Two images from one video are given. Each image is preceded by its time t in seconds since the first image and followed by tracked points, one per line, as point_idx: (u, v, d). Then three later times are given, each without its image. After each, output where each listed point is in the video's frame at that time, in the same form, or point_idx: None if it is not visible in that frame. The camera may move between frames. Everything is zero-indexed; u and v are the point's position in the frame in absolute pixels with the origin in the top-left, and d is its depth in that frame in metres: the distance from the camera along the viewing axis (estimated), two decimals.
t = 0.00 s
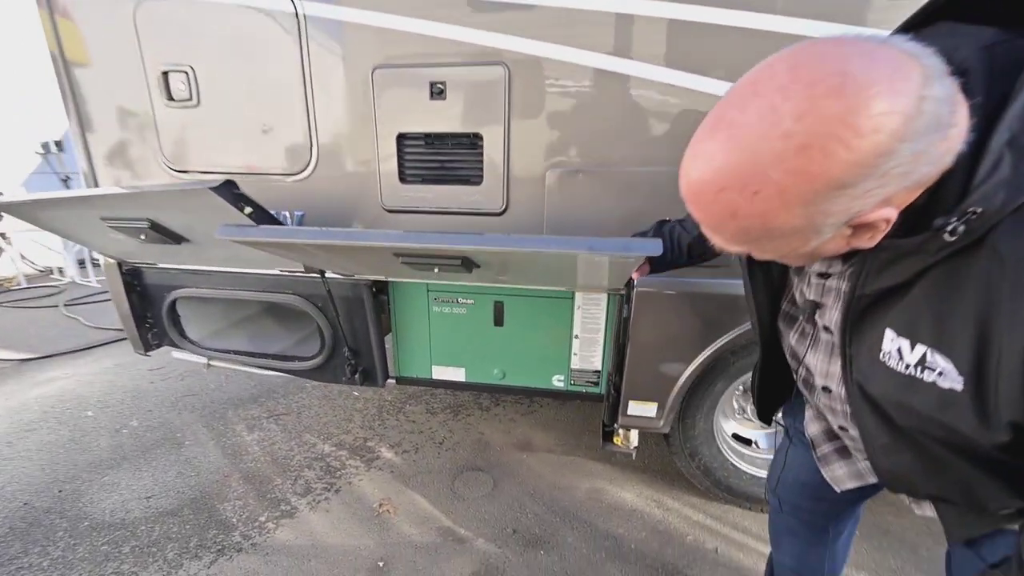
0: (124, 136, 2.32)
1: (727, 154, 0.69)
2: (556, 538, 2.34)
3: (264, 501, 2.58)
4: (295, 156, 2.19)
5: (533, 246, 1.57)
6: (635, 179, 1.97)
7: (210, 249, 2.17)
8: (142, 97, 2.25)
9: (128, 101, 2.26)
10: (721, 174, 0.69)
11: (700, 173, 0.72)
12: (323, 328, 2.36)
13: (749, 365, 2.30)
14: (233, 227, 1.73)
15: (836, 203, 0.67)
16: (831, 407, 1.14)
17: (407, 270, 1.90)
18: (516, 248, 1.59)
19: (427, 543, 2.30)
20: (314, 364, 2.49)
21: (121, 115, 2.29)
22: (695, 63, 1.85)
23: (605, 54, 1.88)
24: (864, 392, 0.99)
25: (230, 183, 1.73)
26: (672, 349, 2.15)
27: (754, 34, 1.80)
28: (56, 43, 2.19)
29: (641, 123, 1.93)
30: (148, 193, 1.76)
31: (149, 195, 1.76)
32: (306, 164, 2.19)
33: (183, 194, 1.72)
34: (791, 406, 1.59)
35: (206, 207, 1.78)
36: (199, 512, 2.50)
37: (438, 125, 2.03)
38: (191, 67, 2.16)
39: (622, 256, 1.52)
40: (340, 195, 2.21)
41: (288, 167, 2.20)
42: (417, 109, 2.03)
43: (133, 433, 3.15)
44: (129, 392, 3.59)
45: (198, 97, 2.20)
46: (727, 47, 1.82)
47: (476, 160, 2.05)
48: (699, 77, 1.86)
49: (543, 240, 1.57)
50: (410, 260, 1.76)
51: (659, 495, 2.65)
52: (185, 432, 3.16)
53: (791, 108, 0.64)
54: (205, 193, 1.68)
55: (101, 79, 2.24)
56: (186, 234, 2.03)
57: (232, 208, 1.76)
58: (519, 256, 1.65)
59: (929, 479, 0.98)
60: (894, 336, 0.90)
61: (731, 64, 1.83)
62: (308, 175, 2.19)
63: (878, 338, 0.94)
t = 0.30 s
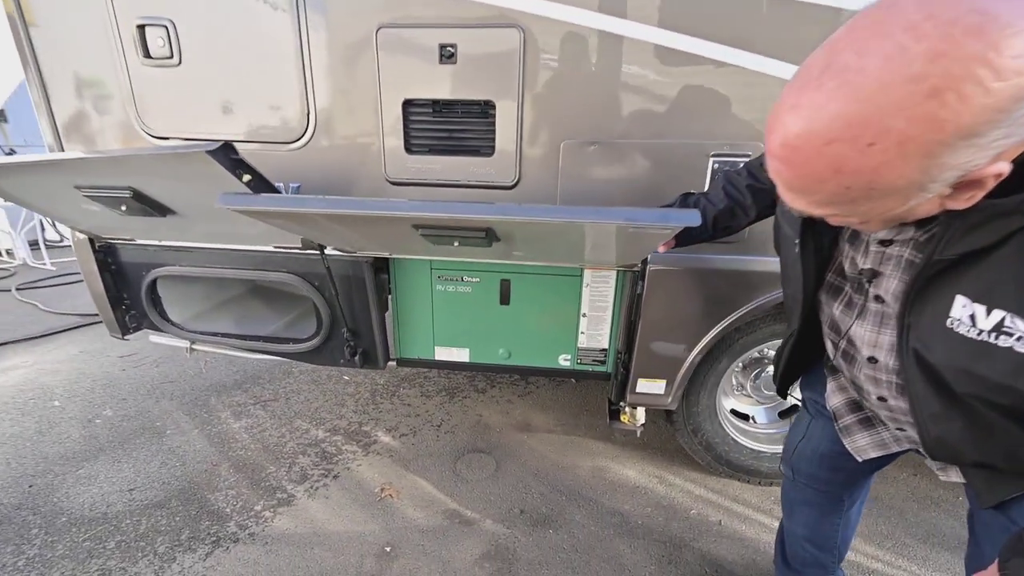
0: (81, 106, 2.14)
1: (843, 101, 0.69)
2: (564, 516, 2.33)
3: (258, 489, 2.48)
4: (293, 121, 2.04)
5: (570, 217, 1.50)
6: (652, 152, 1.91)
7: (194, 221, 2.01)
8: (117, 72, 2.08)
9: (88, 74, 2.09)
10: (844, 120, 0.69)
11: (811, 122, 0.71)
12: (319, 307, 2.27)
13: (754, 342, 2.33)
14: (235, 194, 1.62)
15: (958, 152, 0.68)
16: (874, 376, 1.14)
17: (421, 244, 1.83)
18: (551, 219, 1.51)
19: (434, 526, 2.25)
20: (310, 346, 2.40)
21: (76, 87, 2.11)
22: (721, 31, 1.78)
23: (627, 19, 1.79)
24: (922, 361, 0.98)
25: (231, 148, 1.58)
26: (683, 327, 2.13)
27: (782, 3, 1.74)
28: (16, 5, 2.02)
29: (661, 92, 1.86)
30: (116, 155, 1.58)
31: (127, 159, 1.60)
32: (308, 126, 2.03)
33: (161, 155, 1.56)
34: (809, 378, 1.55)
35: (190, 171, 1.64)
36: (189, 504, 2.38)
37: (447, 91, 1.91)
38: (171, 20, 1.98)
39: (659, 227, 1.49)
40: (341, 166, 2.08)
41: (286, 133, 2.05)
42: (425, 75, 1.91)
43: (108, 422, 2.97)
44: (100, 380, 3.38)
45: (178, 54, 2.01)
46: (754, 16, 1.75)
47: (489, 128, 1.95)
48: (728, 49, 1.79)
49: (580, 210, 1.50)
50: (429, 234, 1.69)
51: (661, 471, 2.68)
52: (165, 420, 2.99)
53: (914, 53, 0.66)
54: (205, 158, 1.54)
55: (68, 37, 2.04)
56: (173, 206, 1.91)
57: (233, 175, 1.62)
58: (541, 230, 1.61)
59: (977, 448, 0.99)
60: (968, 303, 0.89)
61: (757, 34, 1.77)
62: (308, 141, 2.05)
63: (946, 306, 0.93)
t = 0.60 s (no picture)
0: (59, 94, 1.99)
1: (969, 74, 0.70)
2: (574, 518, 2.24)
3: (250, 493, 2.34)
4: (292, 102, 1.90)
5: (608, 203, 1.37)
6: (676, 139, 1.81)
7: (188, 207, 1.86)
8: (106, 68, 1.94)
9: (69, 62, 1.95)
10: (972, 92, 0.70)
11: (928, 102, 0.73)
12: (319, 301, 2.15)
13: (767, 337, 2.24)
14: (240, 176, 1.44)
15: None
16: (938, 374, 1.11)
17: (434, 231, 1.69)
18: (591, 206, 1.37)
19: (440, 531, 2.15)
20: (308, 341, 2.27)
21: (53, 73, 1.96)
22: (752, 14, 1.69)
23: None
24: (1005, 360, 0.94)
25: (235, 126, 1.44)
26: (701, 321, 2.05)
27: None
28: None
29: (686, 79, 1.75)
30: (107, 133, 1.43)
31: (120, 137, 1.45)
32: (309, 110, 1.89)
33: (159, 133, 1.40)
34: (841, 373, 1.47)
35: (196, 155, 1.51)
36: (175, 510, 2.23)
37: (460, 72, 1.79)
38: None
39: (700, 215, 1.38)
40: (343, 151, 1.94)
41: (284, 113, 1.91)
42: (436, 54, 1.78)
43: (84, 422, 2.78)
44: (75, 377, 3.18)
45: (171, 28, 1.86)
46: None
47: (505, 113, 1.83)
48: (761, 35, 1.69)
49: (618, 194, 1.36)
50: (451, 221, 1.56)
51: (669, 470, 2.61)
52: (146, 419, 2.81)
53: None
54: (208, 138, 1.40)
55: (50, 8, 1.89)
56: (169, 192, 1.77)
57: (235, 156, 1.49)
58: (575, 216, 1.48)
59: None
60: None
61: (790, 17, 1.68)
62: (308, 125, 1.91)
63: None
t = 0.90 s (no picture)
0: (53, 100, 1.85)
1: None
2: (605, 522, 2.12)
3: (262, 507, 2.22)
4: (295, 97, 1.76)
5: (660, 188, 1.24)
6: (711, 120, 1.66)
7: (193, 208, 1.73)
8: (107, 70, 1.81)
9: (61, 73, 1.82)
10: None
11: None
12: (330, 303, 2.04)
13: (799, 324, 2.06)
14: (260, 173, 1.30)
15: None
16: None
17: (457, 225, 1.57)
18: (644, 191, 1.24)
19: (465, 541, 2.03)
20: (319, 346, 2.15)
21: (43, 83, 1.84)
22: None
23: None
24: None
25: (251, 118, 1.29)
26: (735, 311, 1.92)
27: None
28: None
29: (725, 56, 1.61)
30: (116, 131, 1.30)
31: (129, 135, 1.32)
32: (315, 107, 1.76)
33: (174, 129, 1.26)
34: (903, 360, 1.35)
35: (213, 153, 1.38)
36: (184, 528, 2.11)
37: (476, 55, 1.65)
38: None
39: (765, 197, 1.24)
40: (349, 146, 1.80)
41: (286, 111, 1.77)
42: (449, 34, 1.64)
43: (85, 437, 2.67)
44: (73, 390, 3.07)
45: (173, 23, 1.72)
46: None
47: (524, 99, 1.69)
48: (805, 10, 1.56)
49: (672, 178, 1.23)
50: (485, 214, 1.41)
51: (697, 466, 2.46)
52: (149, 432, 2.70)
53: None
54: (224, 132, 1.25)
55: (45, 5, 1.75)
56: (178, 194, 1.63)
57: (249, 151, 1.34)
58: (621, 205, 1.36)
59: None
60: None
61: None
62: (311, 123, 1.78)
63: None
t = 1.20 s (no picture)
0: (48, 87, 1.82)
1: None
2: (615, 523, 2.09)
3: (266, 508, 2.19)
4: (300, 87, 1.73)
5: (694, 179, 1.19)
6: (729, 112, 1.63)
7: (198, 203, 1.68)
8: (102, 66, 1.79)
9: (50, 70, 1.80)
10: None
11: None
12: (336, 301, 2.01)
13: (813, 322, 2.06)
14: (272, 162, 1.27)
15: None
16: None
17: (472, 220, 1.54)
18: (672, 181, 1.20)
19: (474, 542, 2.01)
20: (321, 345, 2.10)
21: (31, 81, 1.82)
22: None
23: None
24: None
25: (262, 104, 1.19)
26: (748, 308, 1.91)
27: None
28: None
29: (743, 47, 1.58)
30: (116, 120, 1.22)
31: (129, 124, 1.24)
32: (318, 99, 1.73)
33: (176, 117, 1.18)
34: (931, 356, 1.36)
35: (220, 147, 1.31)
36: (187, 530, 2.08)
37: (490, 46, 1.62)
38: None
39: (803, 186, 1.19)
40: (358, 140, 1.76)
41: (287, 104, 1.74)
42: (461, 24, 1.60)
43: (82, 439, 2.62)
44: (69, 392, 3.02)
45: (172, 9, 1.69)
46: None
47: (539, 88, 1.65)
48: None
49: (707, 167, 1.18)
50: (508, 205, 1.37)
51: (705, 466, 2.44)
52: (148, 434, 2.66)
53: None
54: (233, 118, 1.16)
55: None
56: (179, 186, 1.56)
57: (258, 139, 1.24)
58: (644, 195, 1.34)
59: None
60: None
61: None
62: (311, 116, 1.75)
63: None
